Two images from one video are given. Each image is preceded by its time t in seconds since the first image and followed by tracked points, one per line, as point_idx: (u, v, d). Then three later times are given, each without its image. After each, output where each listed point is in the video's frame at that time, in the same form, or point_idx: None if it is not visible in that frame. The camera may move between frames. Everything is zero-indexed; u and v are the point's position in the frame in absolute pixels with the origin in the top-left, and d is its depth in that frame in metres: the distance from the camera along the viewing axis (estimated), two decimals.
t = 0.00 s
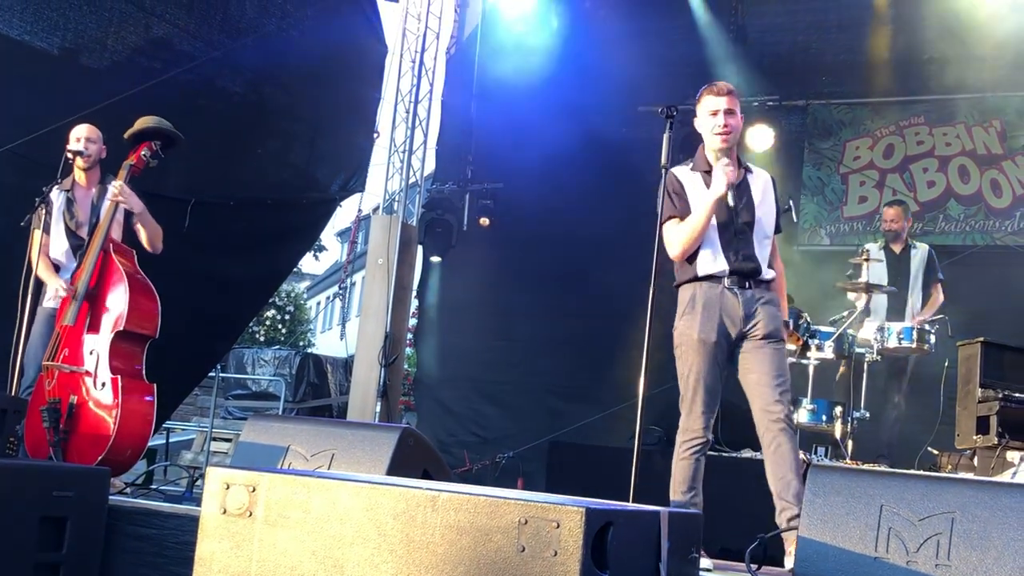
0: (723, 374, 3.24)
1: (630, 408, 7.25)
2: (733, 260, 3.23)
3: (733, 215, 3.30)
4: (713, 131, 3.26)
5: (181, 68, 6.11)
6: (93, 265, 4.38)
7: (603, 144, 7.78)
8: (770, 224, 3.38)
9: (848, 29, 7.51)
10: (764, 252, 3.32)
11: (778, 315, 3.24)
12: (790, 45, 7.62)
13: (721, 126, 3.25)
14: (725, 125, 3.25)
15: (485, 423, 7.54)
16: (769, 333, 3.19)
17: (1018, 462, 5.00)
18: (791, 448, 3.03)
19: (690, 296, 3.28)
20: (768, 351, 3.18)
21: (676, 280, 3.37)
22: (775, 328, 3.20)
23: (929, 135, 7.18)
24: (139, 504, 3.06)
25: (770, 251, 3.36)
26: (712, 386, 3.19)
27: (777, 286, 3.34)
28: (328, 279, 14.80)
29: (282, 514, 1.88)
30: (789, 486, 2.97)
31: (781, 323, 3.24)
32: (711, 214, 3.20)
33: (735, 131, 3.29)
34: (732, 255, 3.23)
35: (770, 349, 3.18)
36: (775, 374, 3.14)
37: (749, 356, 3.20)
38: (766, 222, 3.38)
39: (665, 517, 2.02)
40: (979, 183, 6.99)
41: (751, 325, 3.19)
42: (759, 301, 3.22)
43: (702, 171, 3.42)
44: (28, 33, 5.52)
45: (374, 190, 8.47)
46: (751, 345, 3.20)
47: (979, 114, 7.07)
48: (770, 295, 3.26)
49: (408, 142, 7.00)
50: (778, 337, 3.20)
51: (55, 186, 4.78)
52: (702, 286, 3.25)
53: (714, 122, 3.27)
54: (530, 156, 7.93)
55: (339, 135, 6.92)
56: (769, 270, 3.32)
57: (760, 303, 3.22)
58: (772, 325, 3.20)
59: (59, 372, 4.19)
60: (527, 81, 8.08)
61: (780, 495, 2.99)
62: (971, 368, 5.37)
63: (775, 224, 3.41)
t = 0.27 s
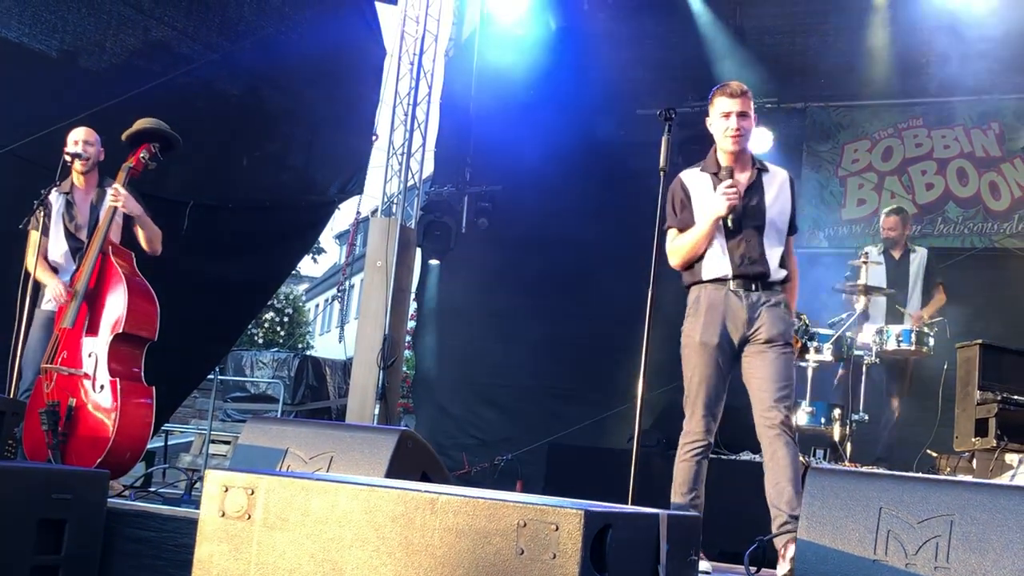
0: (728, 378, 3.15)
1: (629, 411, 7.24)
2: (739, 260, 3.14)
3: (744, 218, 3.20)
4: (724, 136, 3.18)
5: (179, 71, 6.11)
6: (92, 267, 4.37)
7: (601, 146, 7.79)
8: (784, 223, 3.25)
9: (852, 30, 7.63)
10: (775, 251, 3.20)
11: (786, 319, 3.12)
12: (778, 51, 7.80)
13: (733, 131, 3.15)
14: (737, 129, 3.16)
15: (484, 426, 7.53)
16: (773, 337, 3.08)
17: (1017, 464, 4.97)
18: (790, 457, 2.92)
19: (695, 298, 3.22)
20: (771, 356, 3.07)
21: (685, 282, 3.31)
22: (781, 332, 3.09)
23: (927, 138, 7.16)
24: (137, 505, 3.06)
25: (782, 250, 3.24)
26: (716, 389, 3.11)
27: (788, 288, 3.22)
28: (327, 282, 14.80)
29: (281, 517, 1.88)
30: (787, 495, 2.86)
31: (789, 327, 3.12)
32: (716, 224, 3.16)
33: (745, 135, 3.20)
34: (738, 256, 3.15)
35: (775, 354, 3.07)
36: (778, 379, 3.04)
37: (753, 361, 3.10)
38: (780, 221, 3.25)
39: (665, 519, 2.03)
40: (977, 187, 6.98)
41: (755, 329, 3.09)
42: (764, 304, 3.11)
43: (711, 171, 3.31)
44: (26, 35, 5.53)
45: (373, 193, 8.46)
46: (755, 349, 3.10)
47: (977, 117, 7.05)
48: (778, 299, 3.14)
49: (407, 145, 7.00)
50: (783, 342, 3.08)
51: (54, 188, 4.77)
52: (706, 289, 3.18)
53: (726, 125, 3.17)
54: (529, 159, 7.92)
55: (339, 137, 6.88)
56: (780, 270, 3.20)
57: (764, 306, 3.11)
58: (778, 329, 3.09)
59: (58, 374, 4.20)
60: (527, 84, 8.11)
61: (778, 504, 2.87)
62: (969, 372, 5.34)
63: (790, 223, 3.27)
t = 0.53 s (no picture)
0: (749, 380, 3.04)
1: (627, 413, 7.24)
2: (760, 257, 3.04)
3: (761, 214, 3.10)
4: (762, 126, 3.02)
5: (179, 73, 6.10)
6: (92, 270, 4.38)
7: (601, 149, 7.80)
8: (815, 220, 3.11)
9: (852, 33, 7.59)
10: (802, 248, 3.07)
11: (809, 321, 2.98)
12: (785, 52, 7.67)
13: (772, 120, 2.99)
14: (775, 119, 3.00)
15: (484, 428, 7.52)
16: (794, 339, 2.95)
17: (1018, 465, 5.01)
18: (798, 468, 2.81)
19: (717, 296, 3.12)
20: (791, 359, 2.95)
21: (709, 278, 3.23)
22: (802, 334, 2.96)
23: (926, 140, 7.15)
24: (137, 508, 3.06)
25: (812, 247, 3.10)
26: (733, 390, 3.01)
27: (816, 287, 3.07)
28: (326, 284, 14.81)
29: (280, 519, 1.88)
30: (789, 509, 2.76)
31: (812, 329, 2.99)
32: (748, 205, 3.03)
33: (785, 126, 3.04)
34: (759, 253, 3.05)
35: (795, 358, 2.95)
36: (797, 385, 2.92)
37: (773, 363, 2.98)
38: (811, 218, 3.10)
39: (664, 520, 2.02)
40: (977, 190, 6.96)
41: (775, 330, 2.97)
42: (785, 305, 2.99)
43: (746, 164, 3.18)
44: (26, 37, 5.51)
45: (372, 195, 8.46)
46: (775, 351, 2.98)
47: (977, 119, 7.05)
48: (802, 299, 3.01)
49: (407, 147, 7.00)
50: (803, 345, 2.95)
51: (53, 190, 4.77)
52: (727, 287, 3.08)
53: (763, 115, 3.02)
54: (528, 162, 7.93)
55: (339, 139, 6.87)
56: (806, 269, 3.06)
57: (786, 307, 2.98)
58: (798, 332, 2.95)
59: (57, 376, 4.20)
60: (527, 86, 8.12)
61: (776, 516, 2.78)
62: (969, 374, 5.32)
63: (822, 220, 3.12)
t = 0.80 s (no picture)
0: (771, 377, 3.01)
1: (627, 414, 7.26)
2: (786, 251, 3.01)
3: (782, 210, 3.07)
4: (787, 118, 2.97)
5: (179, 75, 6.10)
6: (94, 271, 4.39)
7: (601, 151, 7.80)
8: (844, 218, 3.09)
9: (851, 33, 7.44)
10: (830, 245, 3.04)
11: (832, 318, 2.99)
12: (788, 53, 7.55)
13: (797, 115, 2.94)
14: (802, 115, 2.94)
15: (484, 430, 7.51)
16: (818, 336, 2.95)
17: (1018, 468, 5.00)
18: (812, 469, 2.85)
19: (743, 289, 3.07)
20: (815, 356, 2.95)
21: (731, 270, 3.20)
22: (827, 332, 2.96)
23: (926, 142, 7.18)
24: (138, 509, 3.06)
25: (840, 245, 3.08)
26: (758, 384, 2.97)
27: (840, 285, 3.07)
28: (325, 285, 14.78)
29: (280, 520, 1.87)
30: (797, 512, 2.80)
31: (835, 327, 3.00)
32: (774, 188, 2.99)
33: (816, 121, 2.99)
34: (786, 247, 3.01)
35: (818, 355, 2.96)
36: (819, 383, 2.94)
37: (796, 360, 2.97)
38: (840, 217, 3.08)
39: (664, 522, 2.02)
40: (977, 191, 6.96)
41: (801, 326, 2.96)
42: (811, 300, 2.97)
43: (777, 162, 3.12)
44: (26, 38, 5.49)
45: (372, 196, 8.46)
46: (798, 347, 2.97)
47: (977, 121, 7.04)
48: (827, 297, 3.01)
49: (407, 149, 7.01)
50: (827, 344, 2.96)
51: (54, 193, 4.76)
52: (754, 280, 3.05)
53: (792, 109, 2.97)
54: (528, 164, 7.93)
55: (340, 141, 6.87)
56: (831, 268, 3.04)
57: (812, 303, 2.97)
58: (822, 328, 2.95)
59: (58, 378, 4.20)
60: (527, 88, 8.12)
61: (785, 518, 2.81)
62: (969, 376, 5.32)
63: (851, 219, 3.10)
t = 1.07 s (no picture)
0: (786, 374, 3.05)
1: (629, 415, 7.24)
2: (803, 251, 3.09)
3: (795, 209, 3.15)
4: (803, 111, 3.12)
5: (182, 76, 6.10)
6: (93, 273, 4.40)
7: (602, 153, 7.80)
8: (863, 220, 3.14)
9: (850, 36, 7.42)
10: (848, 245, 3.10)
11: (846, 318, 3.04)
12: (786, 56, 7.57)
13: (811, 107, 3.10)
14: (816, 108, 3.09)
15: (485, 432, 7.50)
16: (831, 337, 3.01)
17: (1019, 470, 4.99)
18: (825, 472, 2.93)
19: (759, 287, 3.14)
20: (828, 356, 3.00)
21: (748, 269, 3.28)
22: (841, 332, 3.01)
23: (928, 144, 7.20)
24: (138, 510, 3.06)
25: (857, 246, 3.13)
26: (774, 383, 3.02)
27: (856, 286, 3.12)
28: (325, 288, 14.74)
29: (281, 522, 1.88)
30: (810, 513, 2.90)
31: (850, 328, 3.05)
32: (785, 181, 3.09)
33: (832, 117, 3.11)
34: (804, 246, 3.09)
35: (832, 354, 3.00)
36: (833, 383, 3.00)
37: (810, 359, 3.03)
38: (859, 219, 3.14)
39: (664, 525, 2.03)
40: (978, 193, 6.98)
41: (814, 325, 3.02)
42: (825, 300, 3.03)
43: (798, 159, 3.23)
44: (26, 41, 5.54)
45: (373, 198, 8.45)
46: (812, 347, 3.03)
47: (977, 123, 7.06)
48: (842, 296, 3.07)
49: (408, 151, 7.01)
50: (841, 344, 3.01)
51: (55, 194, 4.77)
52: (768, 278, 3.12)
53: (809, 104, 3.11)
54: (529, 166, 7.94)
55: (340, 145, 6.93)
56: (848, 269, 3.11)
57: (825, 302, 3.03)
58: (835, 329, 3.01)
59: (59, 380, 4.20)
60: (526, 90, 8.11)
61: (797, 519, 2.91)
62: (969, 377, 5.34)
63: (869, 220, 3.16)
